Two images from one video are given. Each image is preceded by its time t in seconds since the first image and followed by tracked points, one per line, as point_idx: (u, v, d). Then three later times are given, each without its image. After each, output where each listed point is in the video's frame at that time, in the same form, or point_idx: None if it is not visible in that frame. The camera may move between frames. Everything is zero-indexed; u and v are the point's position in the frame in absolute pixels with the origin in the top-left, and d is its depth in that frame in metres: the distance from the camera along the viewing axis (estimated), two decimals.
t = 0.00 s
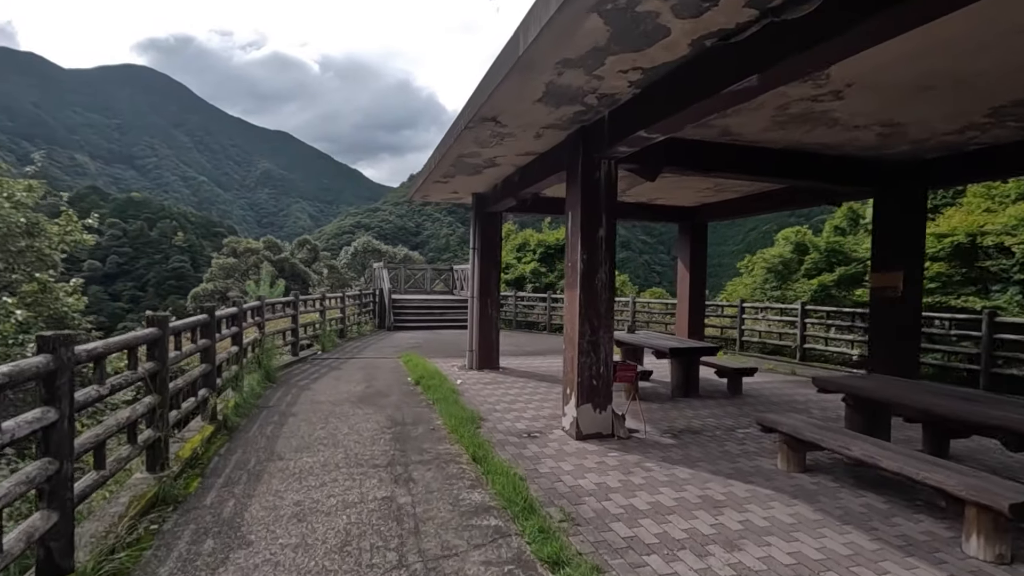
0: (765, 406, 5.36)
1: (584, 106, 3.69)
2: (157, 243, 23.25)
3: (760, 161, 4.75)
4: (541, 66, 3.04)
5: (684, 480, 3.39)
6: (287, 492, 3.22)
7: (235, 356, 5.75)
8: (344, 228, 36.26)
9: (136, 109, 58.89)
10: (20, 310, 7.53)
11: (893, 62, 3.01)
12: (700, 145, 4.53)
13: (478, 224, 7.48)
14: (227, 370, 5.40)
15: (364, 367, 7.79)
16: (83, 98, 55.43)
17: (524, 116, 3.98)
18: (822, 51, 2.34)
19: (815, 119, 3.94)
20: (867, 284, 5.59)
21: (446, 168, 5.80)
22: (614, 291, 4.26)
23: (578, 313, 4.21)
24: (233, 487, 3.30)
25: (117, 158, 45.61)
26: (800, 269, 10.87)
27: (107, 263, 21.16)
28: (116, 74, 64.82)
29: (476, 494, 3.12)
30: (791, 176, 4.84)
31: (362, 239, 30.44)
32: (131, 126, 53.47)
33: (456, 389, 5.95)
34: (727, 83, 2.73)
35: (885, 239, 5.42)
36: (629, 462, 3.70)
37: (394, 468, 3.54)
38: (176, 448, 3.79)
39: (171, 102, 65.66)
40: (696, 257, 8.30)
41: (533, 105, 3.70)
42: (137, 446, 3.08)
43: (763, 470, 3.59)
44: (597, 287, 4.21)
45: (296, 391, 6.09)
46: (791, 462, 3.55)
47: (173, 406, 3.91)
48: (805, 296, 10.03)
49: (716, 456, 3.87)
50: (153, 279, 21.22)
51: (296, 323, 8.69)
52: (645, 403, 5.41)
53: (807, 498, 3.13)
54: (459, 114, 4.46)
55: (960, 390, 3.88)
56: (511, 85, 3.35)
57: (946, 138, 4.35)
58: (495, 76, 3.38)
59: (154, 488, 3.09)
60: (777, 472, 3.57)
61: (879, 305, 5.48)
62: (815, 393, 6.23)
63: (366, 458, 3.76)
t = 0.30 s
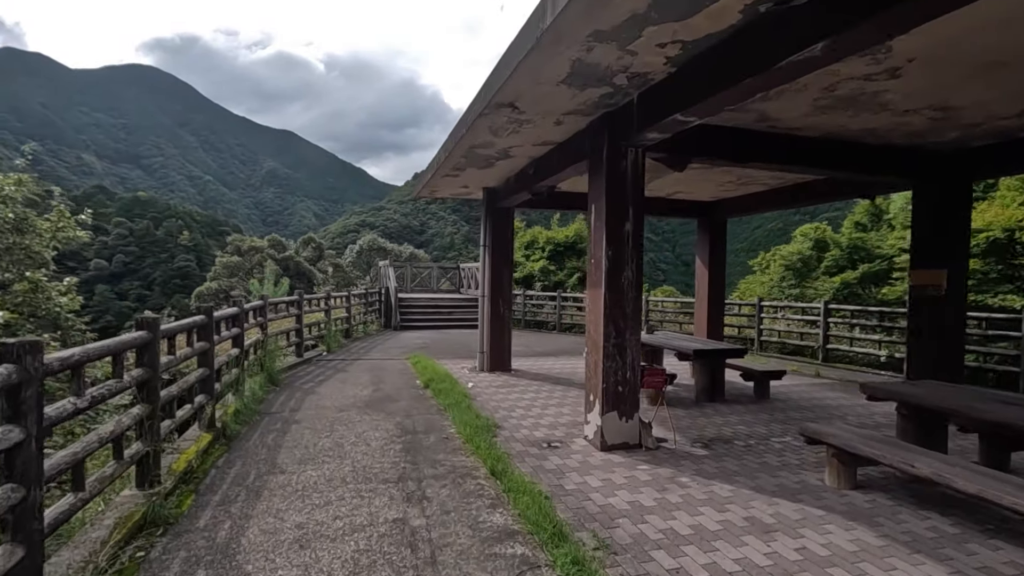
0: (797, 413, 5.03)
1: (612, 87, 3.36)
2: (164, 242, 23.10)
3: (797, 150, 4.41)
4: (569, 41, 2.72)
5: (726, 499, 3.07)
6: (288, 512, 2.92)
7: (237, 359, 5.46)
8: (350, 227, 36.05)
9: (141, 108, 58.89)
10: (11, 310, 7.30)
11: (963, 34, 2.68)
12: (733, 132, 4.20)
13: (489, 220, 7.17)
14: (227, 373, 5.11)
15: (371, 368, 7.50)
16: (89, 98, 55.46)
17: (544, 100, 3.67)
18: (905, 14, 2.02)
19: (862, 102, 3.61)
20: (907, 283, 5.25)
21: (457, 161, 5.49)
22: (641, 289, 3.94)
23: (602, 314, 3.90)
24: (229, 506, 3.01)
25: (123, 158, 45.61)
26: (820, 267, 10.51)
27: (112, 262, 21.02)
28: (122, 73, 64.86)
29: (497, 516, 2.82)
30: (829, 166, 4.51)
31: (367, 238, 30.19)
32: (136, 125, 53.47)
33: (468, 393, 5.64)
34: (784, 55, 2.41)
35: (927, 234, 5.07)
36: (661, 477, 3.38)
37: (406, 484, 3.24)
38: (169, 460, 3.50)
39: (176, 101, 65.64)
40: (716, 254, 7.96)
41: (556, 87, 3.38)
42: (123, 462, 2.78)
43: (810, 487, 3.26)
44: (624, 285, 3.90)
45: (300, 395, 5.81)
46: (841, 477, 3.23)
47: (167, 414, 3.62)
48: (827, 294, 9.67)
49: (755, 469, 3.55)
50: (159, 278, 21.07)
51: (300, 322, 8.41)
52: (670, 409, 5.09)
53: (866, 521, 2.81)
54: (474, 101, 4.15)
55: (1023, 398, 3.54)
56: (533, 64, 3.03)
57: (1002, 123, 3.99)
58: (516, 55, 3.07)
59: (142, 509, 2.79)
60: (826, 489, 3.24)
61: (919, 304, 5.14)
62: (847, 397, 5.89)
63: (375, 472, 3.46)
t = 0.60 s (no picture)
0: (828, 419, 4.72)
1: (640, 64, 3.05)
2: (168, 239, 22.88)
3: (834, 137, 4.08)
4: (597, 8, 2.41)
5: (768, 519, 2.77)
6: (283, 535, 2.63)
7: (233, 360, 5.18)
8: (353, 223, 35.79)
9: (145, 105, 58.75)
10: None
11: None
12: (765, 117, 3.88)
13: (497, 214, 6.86)
14: (222, 376, 4.83)
15: (375, 369, 7.21)
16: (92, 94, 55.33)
17: (563, 80, 3.36)
18: None
19: (913, 82, 3.29)
20: (947, 280, 4.92)
21: (466, 151, 5.19)
22: (667, 288, 3.63)
23: (625, 314, 3.59)
24: (219, 527, 2.73)
25: (127, 154, 45.50)
26: (838, 264, 10.17)
27: (116, 259, 20.85)
28: (125, 70, 64.72)
29: (516, 542, 2.52)
30: (868, 154, 4.18)
31: (370, 234, 29.90)
32: (139, 122, 53.32)
33: (477, 396, 5.35)
34: (856, 15, 2.11)
35: (969, 228, 4.74)
36: (693, 493, 3.08)
37: (414, 502, 2.95)
38: (156, 474, 3.22)
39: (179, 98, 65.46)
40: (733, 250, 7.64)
41: (578, 65, 3.07)
42: (99, 480, 2.49)
43: (859, 506, 2.96)
44: (649, 283, 3.59)
45: (301, 398, 5.53)
46: (894, 495, 2.93)
47: (154, 424, 3.34)
48: (846, 291, 9.32)
49: (795, 484, 3.24)
50: (162, 275, 20.87)
51: (301, 321, 8.13)
52: (692, 414, 4.79)
53: (929, 548, 2.50)
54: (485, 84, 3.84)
55: None
56: (555, 37, 2.72)
57: None
58: (536, 27, 2.75)
59: (121, 532, 2.50)
60: (878, 508, 2.94)
61: (960, 303, 4.82)
62: (877, 401, 5.57)
63: (379, 487, 3.17)
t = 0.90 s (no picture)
0: (869, 427, 4.38)
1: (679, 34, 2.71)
2: (174, 237, 22.65)
3: (882, 119, 3.74)
4: None
5: (828, 547, 2.44)
6: (280, 564, 2.33)
7: (231, 361, 4.88)
8: (358, 221, 35.56)
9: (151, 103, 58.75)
10: None
11: None
12: (809, 97, 3.54)
13: (508, 208, 6.53)
14: (219, 378, 4.53)
15: (381, 370, 6.91)
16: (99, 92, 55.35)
17: (590, 55, 3.02)
18: None
19: (983, 54, 2.93)
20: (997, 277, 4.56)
21: (478, 139, 4.86)
22: (703, 286, 3.30)
23: (656, 315, 3.26)
24: (207, 554, 2.42)
25: (134, 152, 45.49)
26: (860, 260, 9.80)
27: (122, 257, 20.71)
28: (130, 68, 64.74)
29: None
30: (918, 139, 3.83)
31: (375, 231, 29.63)
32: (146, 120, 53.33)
33: (489, 401, 5.03)
34: None
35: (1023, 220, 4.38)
36: (737, 515, 2.75)
37: (426, 525, 2.63)
38: (143, 490, 2.91)
39: (184, 95, 65.45)
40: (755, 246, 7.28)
41: (610, 35, 2.73)
42: (69, 504, 2.18)
43: (928, 531, 2.62)
44: (682, 280, 3.26)
45: (302, 402, 5.23)
46: (968, 520, 2.59)
47: (141, 434, 3.03)
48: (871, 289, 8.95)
49: (849, 503, 2.91)
50: (169, 272, 20.70)
51: (304, 319, 7.84)
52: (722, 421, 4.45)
53: None
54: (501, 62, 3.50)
55: None
56: None
57: None
58: None
59: (94, 563, 2.19)
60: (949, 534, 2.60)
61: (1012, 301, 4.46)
62: (916, 406, 5.22)
63: (386, 505, 2.86)
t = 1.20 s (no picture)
0: (921, 438, 4.04)
1: None
2: (185, 235, 22.48)
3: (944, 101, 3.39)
4: None
5: None
6: None
7: (236, 365, 4.62)
8: (367, 219, 35.41)
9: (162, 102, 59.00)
10: None
11: None
12: (865, 76, 3.20)
13: (525, 203, 6.23)
14: (223, 383, 4.26)
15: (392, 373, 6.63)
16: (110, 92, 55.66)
17: (627, 28, 2.70)
18: None
19: None
20: None
21: (496, 128, 4.55)
22: (749, 285, 2.98)
23: (698, 318, 2.95)
24: None
25: (146, 151, 45.69)
26: (889, 259, 9.42)
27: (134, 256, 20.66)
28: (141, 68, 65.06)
29: None
30: (983, 123, 3.48)
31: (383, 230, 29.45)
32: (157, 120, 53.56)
33: (508, 407, 4.73)
34: None
35: None
36: (798, 545, 2.43)
37: (447, 554, 2.34)
38: (135, 510, 2.64)
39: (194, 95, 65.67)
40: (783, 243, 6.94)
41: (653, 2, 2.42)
42: (43, 536, 1.91)
43: (1021, 566, 2.29)
44: (727, 279, 2.95)
45: (310, 407, 4.96)
46: None
47: (134, 448, 2.76)
48: (901, 288, 8.56)
49: (922, 531, 2.58)
50: (179, 271, 20.62)
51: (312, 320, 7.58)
52: (760, 431, 4.13)
53: None
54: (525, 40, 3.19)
55: None
56: None
57: None
58: None
59: None
60: None
61: None
62: (966, 414, 4.86)
63: (401, 529, 2.56)
